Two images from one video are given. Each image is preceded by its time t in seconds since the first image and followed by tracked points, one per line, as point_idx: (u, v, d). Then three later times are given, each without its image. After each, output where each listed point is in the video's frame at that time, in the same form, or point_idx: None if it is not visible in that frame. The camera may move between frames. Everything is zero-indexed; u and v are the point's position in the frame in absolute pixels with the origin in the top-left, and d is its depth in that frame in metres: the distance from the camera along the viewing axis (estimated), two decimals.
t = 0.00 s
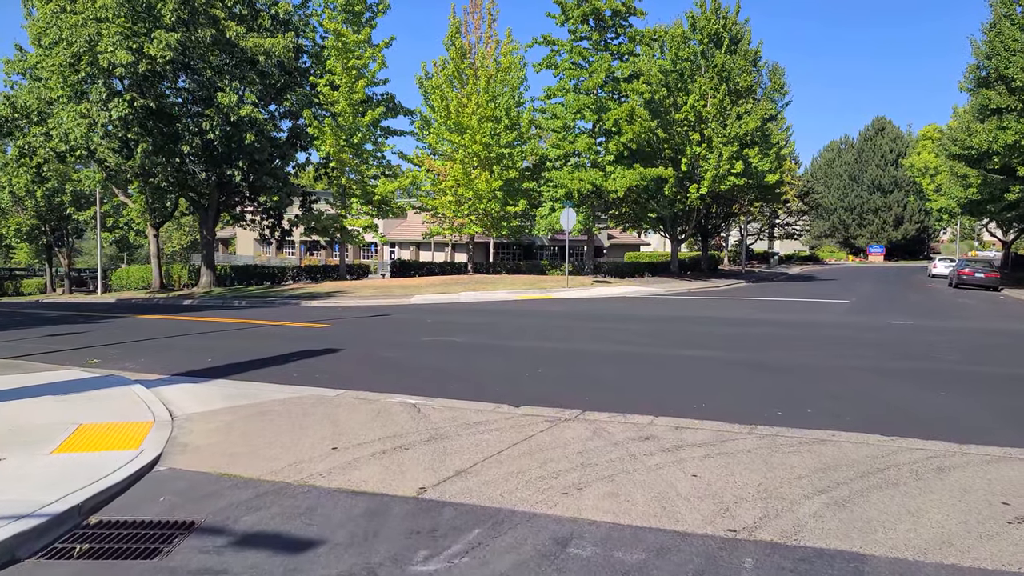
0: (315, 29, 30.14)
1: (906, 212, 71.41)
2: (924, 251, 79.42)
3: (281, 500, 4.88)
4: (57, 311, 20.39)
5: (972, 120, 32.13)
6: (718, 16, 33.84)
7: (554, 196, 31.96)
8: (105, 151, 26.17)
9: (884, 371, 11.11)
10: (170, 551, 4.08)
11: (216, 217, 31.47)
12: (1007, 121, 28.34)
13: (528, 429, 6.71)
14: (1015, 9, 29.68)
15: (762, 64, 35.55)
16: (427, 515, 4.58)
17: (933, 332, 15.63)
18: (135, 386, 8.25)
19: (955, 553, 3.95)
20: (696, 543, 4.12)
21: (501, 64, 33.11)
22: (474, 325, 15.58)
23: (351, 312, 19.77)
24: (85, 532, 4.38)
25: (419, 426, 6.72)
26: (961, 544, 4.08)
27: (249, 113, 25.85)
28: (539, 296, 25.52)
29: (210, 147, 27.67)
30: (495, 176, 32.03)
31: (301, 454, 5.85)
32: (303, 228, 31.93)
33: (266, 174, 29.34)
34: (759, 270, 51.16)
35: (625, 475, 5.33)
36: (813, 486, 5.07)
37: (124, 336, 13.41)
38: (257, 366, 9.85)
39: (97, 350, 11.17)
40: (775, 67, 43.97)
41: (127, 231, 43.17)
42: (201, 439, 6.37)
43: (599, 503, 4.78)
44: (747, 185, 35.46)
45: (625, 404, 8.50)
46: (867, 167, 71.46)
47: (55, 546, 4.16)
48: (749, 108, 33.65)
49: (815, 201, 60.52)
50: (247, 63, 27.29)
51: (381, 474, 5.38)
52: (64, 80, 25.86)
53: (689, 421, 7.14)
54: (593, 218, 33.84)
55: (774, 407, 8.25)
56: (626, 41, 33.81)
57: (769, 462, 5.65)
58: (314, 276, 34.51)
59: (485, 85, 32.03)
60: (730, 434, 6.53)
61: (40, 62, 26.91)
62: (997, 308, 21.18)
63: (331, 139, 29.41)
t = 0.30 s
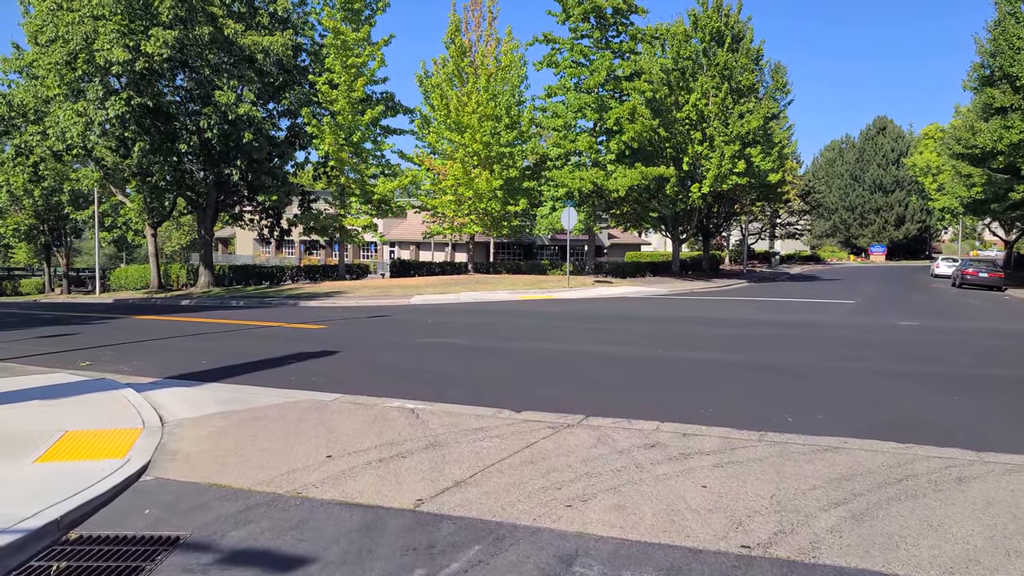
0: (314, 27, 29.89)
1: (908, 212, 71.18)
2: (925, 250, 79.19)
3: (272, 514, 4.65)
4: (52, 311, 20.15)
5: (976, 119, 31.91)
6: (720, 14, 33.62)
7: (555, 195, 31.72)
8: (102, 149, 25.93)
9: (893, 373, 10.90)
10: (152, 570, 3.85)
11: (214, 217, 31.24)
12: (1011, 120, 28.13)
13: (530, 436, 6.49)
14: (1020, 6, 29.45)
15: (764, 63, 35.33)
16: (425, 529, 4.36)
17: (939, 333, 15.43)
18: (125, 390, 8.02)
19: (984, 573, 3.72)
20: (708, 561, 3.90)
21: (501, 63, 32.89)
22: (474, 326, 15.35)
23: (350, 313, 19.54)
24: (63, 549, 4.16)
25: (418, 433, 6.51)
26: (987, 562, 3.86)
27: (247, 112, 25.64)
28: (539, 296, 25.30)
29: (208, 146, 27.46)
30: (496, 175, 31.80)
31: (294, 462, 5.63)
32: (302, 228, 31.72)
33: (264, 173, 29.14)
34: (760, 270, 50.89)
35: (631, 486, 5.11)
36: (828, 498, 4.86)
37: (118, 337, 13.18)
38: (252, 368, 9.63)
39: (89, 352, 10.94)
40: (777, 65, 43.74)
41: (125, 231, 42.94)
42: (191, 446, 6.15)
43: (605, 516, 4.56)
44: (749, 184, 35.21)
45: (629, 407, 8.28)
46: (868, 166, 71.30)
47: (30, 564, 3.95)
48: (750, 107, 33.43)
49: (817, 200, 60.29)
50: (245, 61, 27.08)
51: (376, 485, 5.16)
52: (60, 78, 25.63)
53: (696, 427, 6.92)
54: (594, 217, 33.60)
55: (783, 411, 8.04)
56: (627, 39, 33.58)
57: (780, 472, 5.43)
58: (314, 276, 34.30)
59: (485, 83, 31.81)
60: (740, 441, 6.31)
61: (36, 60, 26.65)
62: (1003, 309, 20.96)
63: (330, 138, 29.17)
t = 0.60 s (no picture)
0: (314, 25, 29.67)
1: (910, 211, 70.93)
2: (927, 250, 78.96)
3: (269, 522, 4.45)
4: (49, 311, 19.95)
5: (980, 117, 31.72)
6: (723, 12, 33.38)
7: (556, 194, 31.48)
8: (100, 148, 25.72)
9: (903, 374, 10.69)
10: None
11: (213, 216, 31.03)
12: (1016, 118, 27.94)
13: (536, 439, 6.30)
14: None
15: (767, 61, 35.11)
16: (428, 539, 4.17)
17: (947, 333, 15.22)
18: (120, 392, 7.82)
19: None
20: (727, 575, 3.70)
21: (502, 61, 32.66)
22: (476, 326, 15.16)
23: (350, 312, 19.35)
24: (48, 562, 3.95)
25: (420, 436, 6.31)
26: None
27: (247, 110, 25.44)
28: (541, 296, 25.10)
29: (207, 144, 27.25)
30: (497, 174, 31.58)
31: (292, 468, 5.44)
32: (302, 227, 31.51)
33: (264, 172, 28.91)
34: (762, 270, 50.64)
35: (643, 493, 4.92)
36: (849, 506, 4.66)
37: (114, 337, 12.99)
38: (250, 369, 9.43)
39: (85, 353, 10.74)
40: (779, 64, 43.51)
41: (125, 230, 42.72)
42: (186, 450, 5.95)
43: (617, 525, 4.36)
44: (751, 183, 34.99)
45: (637, 409, 8.08)
46: (870, 166, 71.10)
47: None
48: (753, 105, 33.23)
49: (819, 200, 60.06)
50: (245, 59, 26.90)
51: (377, 492, 4.97)
52: (58, 76, 25.42)
53: (706, 430, 6.72)
54: (595, 216, 33.38)
55: (794, 414, 7.83)
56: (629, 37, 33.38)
57: (797, 478, 5.24)
58: (314, 275, 34.11)
59: (487, 81, 31.61)
60: (753, 446, 6.11)
61: (34, 58, 26.44)
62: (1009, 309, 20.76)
63: (330, 136, 28.96)
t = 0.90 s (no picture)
0: (313, 24, 29.48)
1: (911, 211, 70.71)
2: (929, 250, 78.75)
3: (259, 537, 4.27)
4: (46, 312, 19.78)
5: (983, 116, 31.55)
6: (724, 11, 33.18)
7: (557, 193, 31.25)
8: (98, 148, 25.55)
9: (911, 376, 10.50)
10: None
11: (212, 216, 30.86)
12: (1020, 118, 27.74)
13: (537, 447, 6.12)
14: None
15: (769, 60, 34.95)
16: (425, 555, 3.99)
17: (953, 334, 15.02)
18: (111, 397, 7.64)
19: None
20: None
21: (503, 60, 32.49)
22: (476, 328, 15.00)
23: (349, 314, 19.19)
24: None
25: (419, 444, 6.14)
26: None
27: (245, 109, 25.25)
28: (542, 297, 24.92)
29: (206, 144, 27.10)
30: (497, 174, 31.39)
31: (285, 478, 5.26)
32: (301, 228, 31.32)
33: (263, 172, 28.73)
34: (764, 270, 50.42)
35: (650, 504, 4.74)
36: (863, 519, 4.47)
37: (108, 339, 12.82)
38: (246, 373, 9.27)
39: (78, 355, 10.57)
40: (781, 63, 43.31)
41: (123, 230, 42.56)
42: (176, 458, 5.77)
43: (623, 539, 4.18)
44: (753, 183, 34.78)
45: (640, 413, 7.89)
46: (871, 165, 70.93)
47: None
48: (755, 105, 33.03)
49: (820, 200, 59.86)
50: (243, 58, 26.74)
51: (372, 504, 4.79)
52: (56, 76, 25.23)
53: (711, 437, 6.54)
54: (596, 216, 33.18)
55: (800, 418, 7.66)
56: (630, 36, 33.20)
57: (808, 489, 5.05)
58: (313, 276, 33.93)
59: (487, 81, 31.44)
60: (761, 454, 5.92)
61: (32, 58, 26.26)
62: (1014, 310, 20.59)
63: (330, 136, 28.78)
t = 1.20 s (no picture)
0: (310, 21, 29.26)
1: (912, 210, 70.49)
2: (929, 250, 78.51)
3: (234, 546, 4.05)
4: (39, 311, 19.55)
5: (985, 114, 31.35)
6: (725, 8, 32.96)
7: (556, 192, 30.98)
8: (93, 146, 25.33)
9: (916, 376, 10.28)
10: None
11: (208, 214, 30.65)
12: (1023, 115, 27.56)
13: (529, 449, 5.90)
14: None
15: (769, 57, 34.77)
16: (409, 565, 3.77)
17: (957, 333, 14.79)
18: (92, 398, 7.42)
19: None
20: None
21: (501, 57, 32.27)
22: (473, 327, 14.80)
23: (345, 313, 18.98)
24: None
25: (408, 446, 5.92)
26: None
27: (241, 107, 25.02)
28: (540, 296, 24.70)
29: (202, 141, 26.91)
30: (496, 172, 31.18)
31: (267, 482, 5.04)
32: (298, 227, 31.11)
33: (259, 170, 28.52)
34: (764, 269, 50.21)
35: (646, 510, 4.53)
36: (872, 526, 4.25)
37: (98, 338, 12.60)
38: (234, 373, 9.05)
39: (64, 355, 10.35)
40: (781, 60, 43.08)
41: (120, 229, 42.33)
42: (154, 461, 5.55)
43: (618, 548, 3.96)
44: (754, 181, 34.59)
45: (638, 414, 7.68)
46: (872, 164, 70.76)
47: None
48: (755, 102, 32.83)
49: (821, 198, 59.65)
50: (240, 56, 26.55)
51: (355, 510, 4.57)
52: (50, 73, 25.01)
53: (711, 438, 6.32)
54: (596, 215, 32.95)
55: (803, 418, 7.44)
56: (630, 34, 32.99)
57: (811, 494, 4.83)
58: (310, 275, 33.72)
59: (486, 78, 31.24)
60: (762, 457, 5.71)
61: (26, 54, 26.01)
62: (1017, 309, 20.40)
63: (327, 134, 28.57)
